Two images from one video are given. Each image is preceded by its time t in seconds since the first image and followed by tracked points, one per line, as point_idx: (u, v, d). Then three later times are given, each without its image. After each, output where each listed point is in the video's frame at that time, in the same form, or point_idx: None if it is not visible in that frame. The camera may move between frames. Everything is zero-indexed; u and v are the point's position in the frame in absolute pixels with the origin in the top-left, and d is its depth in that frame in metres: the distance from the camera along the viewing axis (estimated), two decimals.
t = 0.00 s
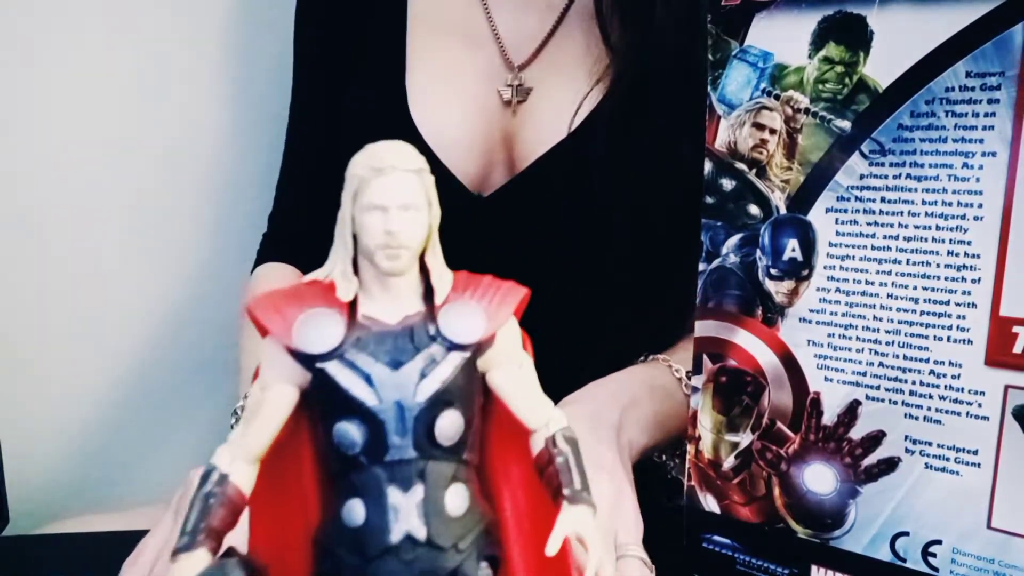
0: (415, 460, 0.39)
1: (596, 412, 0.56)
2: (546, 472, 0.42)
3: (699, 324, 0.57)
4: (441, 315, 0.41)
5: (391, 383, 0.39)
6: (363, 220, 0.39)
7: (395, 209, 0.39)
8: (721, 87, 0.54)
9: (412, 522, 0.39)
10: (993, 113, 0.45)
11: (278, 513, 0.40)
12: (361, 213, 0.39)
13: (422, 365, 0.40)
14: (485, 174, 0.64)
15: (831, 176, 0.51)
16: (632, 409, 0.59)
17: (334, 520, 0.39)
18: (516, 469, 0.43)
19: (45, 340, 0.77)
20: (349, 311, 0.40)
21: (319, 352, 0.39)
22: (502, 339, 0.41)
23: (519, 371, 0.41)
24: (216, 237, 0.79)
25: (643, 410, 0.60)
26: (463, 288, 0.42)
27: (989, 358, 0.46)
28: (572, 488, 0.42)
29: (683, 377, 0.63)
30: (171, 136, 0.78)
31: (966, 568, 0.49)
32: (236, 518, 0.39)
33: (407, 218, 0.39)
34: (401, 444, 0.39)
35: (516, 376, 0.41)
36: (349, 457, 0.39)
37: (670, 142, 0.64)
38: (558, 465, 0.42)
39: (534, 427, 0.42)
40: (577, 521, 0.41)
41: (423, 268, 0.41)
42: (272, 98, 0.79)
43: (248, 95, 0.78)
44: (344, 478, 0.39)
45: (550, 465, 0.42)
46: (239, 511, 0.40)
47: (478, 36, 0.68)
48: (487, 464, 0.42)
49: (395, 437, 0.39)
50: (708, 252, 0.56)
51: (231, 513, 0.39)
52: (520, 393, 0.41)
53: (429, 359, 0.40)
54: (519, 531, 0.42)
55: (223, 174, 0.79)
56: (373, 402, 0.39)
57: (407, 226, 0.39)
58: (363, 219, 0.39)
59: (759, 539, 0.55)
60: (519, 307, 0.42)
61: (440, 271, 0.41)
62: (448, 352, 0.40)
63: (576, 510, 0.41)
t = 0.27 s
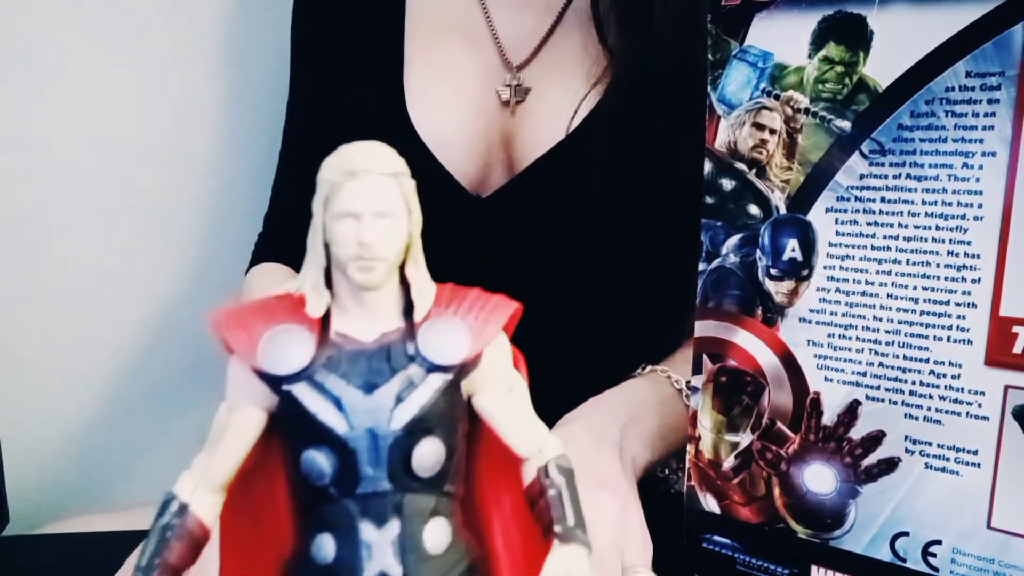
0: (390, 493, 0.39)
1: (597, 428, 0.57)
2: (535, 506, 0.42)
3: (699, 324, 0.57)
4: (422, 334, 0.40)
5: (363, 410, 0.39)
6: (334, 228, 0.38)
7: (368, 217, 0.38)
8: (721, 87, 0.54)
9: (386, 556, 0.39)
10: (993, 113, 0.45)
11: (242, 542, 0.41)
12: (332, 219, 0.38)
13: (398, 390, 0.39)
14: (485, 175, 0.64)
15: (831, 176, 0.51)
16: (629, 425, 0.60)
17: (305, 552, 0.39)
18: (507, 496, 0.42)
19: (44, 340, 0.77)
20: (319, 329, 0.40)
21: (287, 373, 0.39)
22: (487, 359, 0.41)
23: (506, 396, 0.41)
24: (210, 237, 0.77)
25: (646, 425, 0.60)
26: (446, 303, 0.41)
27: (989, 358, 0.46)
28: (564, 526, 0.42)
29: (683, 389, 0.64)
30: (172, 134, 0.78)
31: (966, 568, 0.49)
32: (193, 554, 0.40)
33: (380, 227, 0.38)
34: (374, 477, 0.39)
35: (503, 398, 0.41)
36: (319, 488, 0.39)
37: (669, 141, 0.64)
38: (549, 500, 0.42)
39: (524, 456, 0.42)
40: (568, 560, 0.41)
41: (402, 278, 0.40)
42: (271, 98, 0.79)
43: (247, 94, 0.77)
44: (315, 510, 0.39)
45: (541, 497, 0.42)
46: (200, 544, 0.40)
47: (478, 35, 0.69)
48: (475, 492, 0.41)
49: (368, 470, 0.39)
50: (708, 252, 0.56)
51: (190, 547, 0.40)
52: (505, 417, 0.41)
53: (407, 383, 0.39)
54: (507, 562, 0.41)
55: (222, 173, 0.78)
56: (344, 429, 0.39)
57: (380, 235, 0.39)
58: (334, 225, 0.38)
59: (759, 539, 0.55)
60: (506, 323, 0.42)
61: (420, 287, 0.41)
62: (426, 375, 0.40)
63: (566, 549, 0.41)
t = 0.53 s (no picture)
0: (372, 519, 0.40)
1: (597, 443, 0.54)
2: (530, 532, 0.43)
3: (699, 324, 0.57)
4: (409, 351, 0.41)
5: (344, 432, 0.40)
6: (314, 234, 0.39)
7: (348, 224, 0.39)
8: (721, 87, 0.54)
9: None
10: (993, 113, 0.45)
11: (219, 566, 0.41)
12: (312, 224, 0.39)
13: (381, 412, 0.40)
14: (487, 179, 0.64)
15: (831, 176, 0.51)
16: (630, 437, 0.57)
17: None
18: (501, 520, 0.43)
19: (41, 342, 0.75)
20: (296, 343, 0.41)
21: (263, 391, 0.40)
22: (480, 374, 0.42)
23: (500, 413, 0.42)
24: (207, 237, 0.76)
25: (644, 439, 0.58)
26: (435, 317, 0.42)
27: (989, 358, 0.46)
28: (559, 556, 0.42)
29: (680, 399, 0.61)
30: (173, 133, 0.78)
31: (966, 568, 0.49)
32: None
33: (360, 234, 0.39)
34: (355, 502, 0.40)
35: (496, 415, 0.42)
36: (297, 513, 0.40)
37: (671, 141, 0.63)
38: (544, 528, 0.42)
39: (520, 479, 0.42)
40: None
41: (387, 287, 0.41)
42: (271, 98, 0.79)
43: (247, 92, 0.77)
44: (293, 536, 0.40)
45: (535, 523, 0.42)
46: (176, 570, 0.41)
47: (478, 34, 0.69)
48: (467, 517, 0.42)
49: (348, 495, 0.39)
50: (708, 252, 0.56)
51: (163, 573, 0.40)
52: (496, 435, 0.42)
53: (390, 405, 0.40)
54: None
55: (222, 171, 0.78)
56: (323, 452, 0.40)
57: (361, 242, 0.39)
58: (314, 229, 0.39)
59: (759, 539, 0.55)
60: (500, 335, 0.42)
61: (407, 298, 0.42)
62: (410, 397, 0.41)
63: None
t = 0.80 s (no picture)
0: (362, 527, 0.40)
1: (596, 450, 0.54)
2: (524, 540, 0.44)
3: (699, 324, 0.57)
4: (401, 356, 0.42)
5: (334, 439, 0.40)
6: (303, 237, 0.40)
7: (338, 225, 0.40)
8: (721, 87, 0.54)
9: None
10: (993, 113, 0.45)
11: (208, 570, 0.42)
12: (301, 225, 0.39)
13: (371, 419, 0.41)
14: (487, 179, 0.64)
15: (831, 175, 0.51)
16: (626, 443, 0.57)
17: None
18: (496, 528, 0.43)
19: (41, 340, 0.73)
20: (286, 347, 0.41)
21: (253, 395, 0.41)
22: (473, 379, 0.42)
23: (494, 419, 0.43)
24: (210, 237, 0.76)
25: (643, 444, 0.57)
26: (427, 322, 0.43)
27: (989, 358, 0.46)
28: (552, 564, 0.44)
29: (677, 404, 0.60)
30: (174, 133, 0.78)
31: (966, 568, 0.49)
32: None
33: (349, 236, 0.40)
34: (346, 509, 0.40)
35: (489, 421, 0.43)
36: (287, 520, 0.40)
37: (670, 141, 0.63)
38: (538, 536, 0.44)
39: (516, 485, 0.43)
40: None
41: (378, 291, 0.42)
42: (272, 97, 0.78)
43: (248, 92, 0.77)
44: (283, 544, 0.40)
45: (529, 530, 0.43)
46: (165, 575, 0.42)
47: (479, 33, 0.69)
48: (462, 524, 0.43)
49: (338, 502, 0.40)
50: (708, 252, 0.56)
51: None
52: (490, 440, 0.43)
53: (381, 412, 0.41)
54: None
55: (223, 172, 0.78)
56: (313, 458, 0.40)
57: (350, 244, 0.40)
58: (303, 231, 0.39)
59: (759, 539, 0.55)
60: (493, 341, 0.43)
61: (399, 301, 0.42)
62: (400, 403, 0.41)
63: None
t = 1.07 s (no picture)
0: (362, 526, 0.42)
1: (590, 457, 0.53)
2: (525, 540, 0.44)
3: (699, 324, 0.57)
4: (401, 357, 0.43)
5: (334, 440, 0.42)
6: (303, 237, 0.41)
7: (338, 225, 0.41)
8: (721, 88, 0.54)
9: None
10: (993, 113, 0.45)
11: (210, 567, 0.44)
12: (301, 226, 0.41)
13: (371, 419, 0.42)
14: (489, 182, 0.57)
15: (832, 176, 0.51)
16: (624, 451, 0.56)
17: None
18: (497, 532, 0.44)
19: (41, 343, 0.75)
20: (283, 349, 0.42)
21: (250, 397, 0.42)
22: (473, 380, 0.43)
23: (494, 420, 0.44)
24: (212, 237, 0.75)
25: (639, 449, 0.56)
26: (427, 323, 0.44)
27: (989, 358, 0.46)
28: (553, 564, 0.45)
29: (676, 410, 0.58)
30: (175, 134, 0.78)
31: (966, 568, 0.49)
32: None
33: (349, 236, 0.41)
34: (346, 508, 0.42)
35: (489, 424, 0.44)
36: (287, 521, 0.42)
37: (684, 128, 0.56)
38: (538, 536, 0.44)
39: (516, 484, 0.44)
40: None
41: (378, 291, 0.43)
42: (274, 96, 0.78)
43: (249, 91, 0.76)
44: (284, 544, 0.42)
45: (529, 531, 0.44)
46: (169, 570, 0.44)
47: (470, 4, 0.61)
48: (463, 529, 0.44)
49: (338, 502, 0.42)
50: (708, 252, 0.56)
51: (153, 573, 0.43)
52: (490, 441, 0.44)
53: (380, 412, 0.42)
54: None
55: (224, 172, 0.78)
56: (313, 459, 0.42)
57: (350, 243, 0.41)
58: (303, 230, 0.41)
59: (759, 539, 0.55)
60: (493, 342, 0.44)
61: (398, 301, 0.43)
62: (401, 403, 0.42)
63: None
